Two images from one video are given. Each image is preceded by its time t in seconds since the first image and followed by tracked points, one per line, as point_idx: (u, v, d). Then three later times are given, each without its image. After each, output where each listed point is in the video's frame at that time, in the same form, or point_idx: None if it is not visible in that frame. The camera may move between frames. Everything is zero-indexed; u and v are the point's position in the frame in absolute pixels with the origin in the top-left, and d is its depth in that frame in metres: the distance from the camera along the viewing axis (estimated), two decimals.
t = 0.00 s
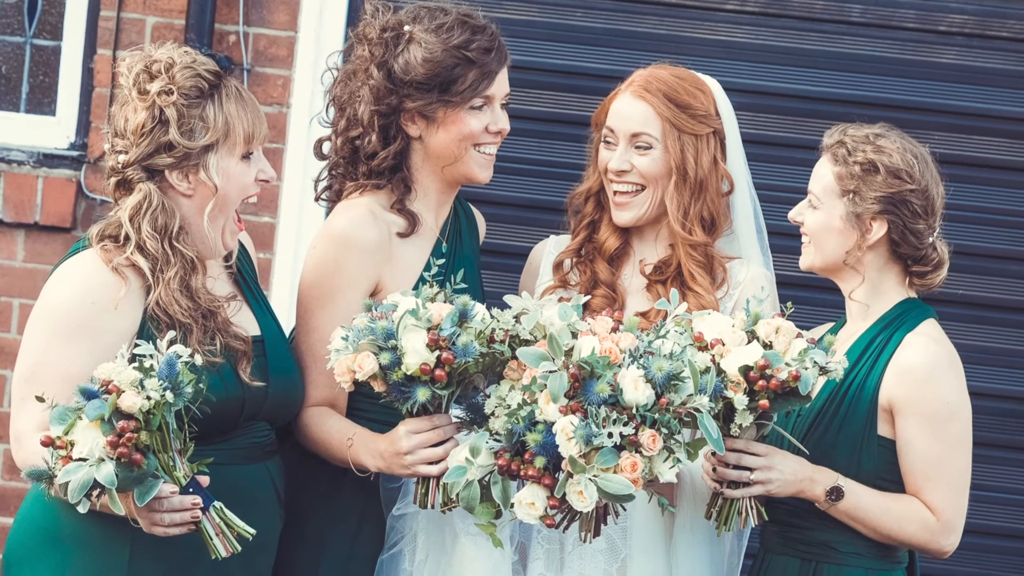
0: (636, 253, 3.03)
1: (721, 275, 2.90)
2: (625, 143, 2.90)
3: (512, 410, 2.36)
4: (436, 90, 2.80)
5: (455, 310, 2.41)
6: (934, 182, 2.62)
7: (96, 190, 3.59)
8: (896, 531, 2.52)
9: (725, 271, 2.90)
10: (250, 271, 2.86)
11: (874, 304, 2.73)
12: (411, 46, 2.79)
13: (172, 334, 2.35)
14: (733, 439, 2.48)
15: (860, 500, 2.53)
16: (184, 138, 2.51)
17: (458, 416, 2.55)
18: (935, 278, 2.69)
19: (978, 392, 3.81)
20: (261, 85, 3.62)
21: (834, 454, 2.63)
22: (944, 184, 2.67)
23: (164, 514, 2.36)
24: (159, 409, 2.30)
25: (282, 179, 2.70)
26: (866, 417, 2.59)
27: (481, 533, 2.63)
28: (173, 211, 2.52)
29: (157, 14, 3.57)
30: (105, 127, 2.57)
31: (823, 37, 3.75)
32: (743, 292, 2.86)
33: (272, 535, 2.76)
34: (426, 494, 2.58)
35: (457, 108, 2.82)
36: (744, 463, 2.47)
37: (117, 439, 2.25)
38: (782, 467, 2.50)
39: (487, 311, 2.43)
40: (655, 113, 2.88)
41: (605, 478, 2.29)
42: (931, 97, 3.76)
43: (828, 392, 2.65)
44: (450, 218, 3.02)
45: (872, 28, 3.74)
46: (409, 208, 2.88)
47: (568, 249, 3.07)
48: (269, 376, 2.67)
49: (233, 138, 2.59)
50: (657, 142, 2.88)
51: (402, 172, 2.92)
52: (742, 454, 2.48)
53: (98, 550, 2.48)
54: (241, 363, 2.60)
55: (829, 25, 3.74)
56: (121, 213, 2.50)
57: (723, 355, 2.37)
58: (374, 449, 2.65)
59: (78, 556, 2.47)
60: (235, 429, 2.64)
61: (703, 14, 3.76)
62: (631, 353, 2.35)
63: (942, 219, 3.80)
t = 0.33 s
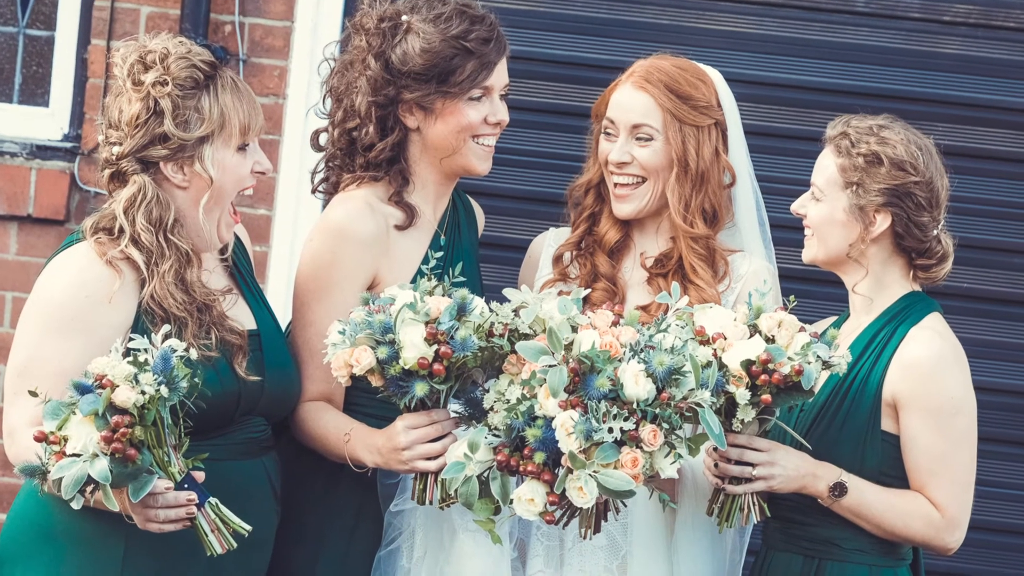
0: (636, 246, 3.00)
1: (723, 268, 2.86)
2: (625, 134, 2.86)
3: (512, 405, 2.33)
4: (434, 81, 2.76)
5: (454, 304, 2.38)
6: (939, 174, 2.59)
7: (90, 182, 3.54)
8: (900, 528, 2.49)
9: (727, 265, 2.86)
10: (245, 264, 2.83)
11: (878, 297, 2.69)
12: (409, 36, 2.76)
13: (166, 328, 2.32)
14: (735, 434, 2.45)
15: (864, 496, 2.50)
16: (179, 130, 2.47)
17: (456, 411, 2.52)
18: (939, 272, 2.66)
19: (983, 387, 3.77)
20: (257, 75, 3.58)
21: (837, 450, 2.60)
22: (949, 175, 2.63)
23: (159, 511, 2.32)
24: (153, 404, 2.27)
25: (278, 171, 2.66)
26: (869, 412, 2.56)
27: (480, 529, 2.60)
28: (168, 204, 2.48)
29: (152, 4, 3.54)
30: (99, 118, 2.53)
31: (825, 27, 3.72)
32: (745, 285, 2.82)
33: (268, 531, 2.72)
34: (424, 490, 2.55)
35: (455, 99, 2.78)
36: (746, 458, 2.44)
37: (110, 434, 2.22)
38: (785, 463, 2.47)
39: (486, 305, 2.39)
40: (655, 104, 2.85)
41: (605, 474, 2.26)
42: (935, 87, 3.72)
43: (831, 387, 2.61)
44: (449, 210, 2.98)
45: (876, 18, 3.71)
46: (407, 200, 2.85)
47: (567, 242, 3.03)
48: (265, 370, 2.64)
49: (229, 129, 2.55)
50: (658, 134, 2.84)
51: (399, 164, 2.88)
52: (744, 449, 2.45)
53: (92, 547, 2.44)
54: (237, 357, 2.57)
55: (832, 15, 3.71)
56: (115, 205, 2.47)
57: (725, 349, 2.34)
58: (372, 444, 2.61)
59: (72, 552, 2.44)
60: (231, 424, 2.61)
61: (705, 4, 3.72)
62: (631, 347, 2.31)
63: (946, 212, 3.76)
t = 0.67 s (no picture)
0: (637, 239, 2.96)
1: (725, 262, 2.83)
2: (626, 125, 2.82)
3: (511, 401, 2.30)
4: (432, 72, 2.72)
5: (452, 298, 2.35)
6: (943, 166, 2.56)
7: (84, 174, 3.50)
8: (904, 524, 2.46)
9: (729, 258, 2.83)
10: (241, 257, 2.78)
11: (881, 291, 2.66)
12: (406, 26, 2.72)
13: (162, 322, 2.28)
14: (737, 430, 2.42)
15: (867, 491, 2.47)
16: (174, 121, 2.44)
17: (454, 406, 2.49)
18: (943, 265, 2.63)
19: (986, 381, 3.73)
20: (254, 66, 3.53)
21: (841, 445, 2.57)
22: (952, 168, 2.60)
23: (154, 507, 2.29)
24: (148, 398, 2.24)
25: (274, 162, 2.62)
26: (873, 407, 2.53)
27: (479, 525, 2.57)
28: (163, 196, 2.45)
29: None
30: (93, 109, 2.50)
31: (828, 17, 3.68)
32: (747, 279, 2.79)
33: (264, 528, 2.69)
34: (422, 486, 2.52)
35: (454, 90, 2.74)
36: (748, 454, 2.41)
37: (105, 429, 2.19)
38: (787, 457, 2.44)
39: (485, 298, 2.36)
40: (656, 95, 2.81)
41: (605, 470, 2.23)
42: (939, 78, 3.68)
43: (835, 381, 2.58)
44: (447, 203, 2.94)
45: (879, 8, 3.68)
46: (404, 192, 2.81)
47: (567, 235, 2.99)
48: (260, 364, 2.60)
49: (225, 120, 2.51)
50: (659, 125, 2.81)
51: (397, 156, 2.84)
52: (746, 444, 2.42)
53: (86, 544, 2.41)
54: (232, 352, 2.54)
55: (835, 5, 3.68)
56: (109, 197, 2.43)
57: (727, 344, 2.30)
58: (368, 439, 2.58)
59: (66, 549, 2.41)
60: (226, 420, 2.57)
61: None
62: (632, 341, 2.28)
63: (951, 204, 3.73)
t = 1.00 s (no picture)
0: (638, 231, 2.91)
1: (727, 255, 2.79)
2: (626, 117, 2.79)
3: (511, 395, 2.26)
4: (430, 63, 2.68)
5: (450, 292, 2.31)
6: (947, 158, 2.53)
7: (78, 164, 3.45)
8: (909, 521, 2.48)
9: (730, 251, 2.79)
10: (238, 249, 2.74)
11: (886, 286, 2.62)
12: (404, 17, 2.65)
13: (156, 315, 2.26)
14: (739, 426, 2.38)
15: (870, 488, 2.48)
16: (169, 114, 2.41)
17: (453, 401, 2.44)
18: (948, 260, 2.57)
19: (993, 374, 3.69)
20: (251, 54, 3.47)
21: (845, 442, 2.54)
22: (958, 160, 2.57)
23: (148, 503, 2.28)
24: (144, 393, 2.21)
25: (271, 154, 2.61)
26: (877, 403, 2.52)
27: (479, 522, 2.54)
28: (158, 188, 2.42)
29: None
30: (87, 100, 2.46)
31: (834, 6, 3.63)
32: (749, 272, 2.74)
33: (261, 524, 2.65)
34: (419, 482, 2.50)
35: (452, 81, 2.70)
36: (750, 450, 2.39)
37: (99, 424, 2.16)
38: (790, 456, 2.44)
39: (484, 292, 2.33)
40: (657, 87, 2.77)
41: (604, 465, 2.21)
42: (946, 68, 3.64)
43: (836, 378, 2.55)
44: (446, 195, 2.89)
45: None
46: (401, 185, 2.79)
47: (567, 227, 2.95)
48: (257, 358, 2.57)
49: (220, 112, 2.50)
50: (660, 117, 2.76)
51: (395, 147, 2.81)
52: (748, 440, 2.40)
53: (79, 541, 2.39)
54: (228, 346, 2.51)
55: None
56: (103, 189, 2.39)
57: (728, 339, 2.27)
58: (365, 435, 2.56)
59: (58, 546, 2.38)
60: (218, 419, 2.52)
61: None
62: (632, 335, 2.26)
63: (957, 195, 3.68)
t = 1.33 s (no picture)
0: (636, 222, 2.64)
1: (729, 248, 2.61)
2: (626, 108, 2.61)
3: (509, 390, 2.44)
4: (427, 54, 2.56)
5: (448, 286, 2.53)
6: (949, 149, 2.62)
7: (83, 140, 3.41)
8: (915, 518, 2.61)
9: (733, 244, 2.61)
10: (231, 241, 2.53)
11: (889, 278, 2.60)
12: (404, 6, 2.52)
13: (152, 310, 2.46)
14: (741, 421, 2.53)
15: (876, 485, 2.59)
16: (164, 107, 2.43)
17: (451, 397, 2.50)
18: (953, 253, 2.64)
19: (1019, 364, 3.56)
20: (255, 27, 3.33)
21: (852, 437, 2.57)
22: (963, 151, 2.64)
23: (143, 499, 2.50)
24: (137, 387, 2.44)
25: (268, 147, 2.53)
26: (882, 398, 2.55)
27: (479, 518, 2.52)
28: (153, 180, 2.46)
29: None
30: (81, 90, 2.46)
31: None
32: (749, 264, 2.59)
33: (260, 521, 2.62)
34: (417, 478, 2.55)
35: (450, 72, 2.58)
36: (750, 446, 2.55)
37: (93, 419, 2.42)
38: (790, 450, 2.57)
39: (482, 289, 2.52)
40: (659, 77, 2.61)
41: (605, 462, 2.45)
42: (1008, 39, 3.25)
43: (840, 370, 2.53)
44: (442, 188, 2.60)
45: None
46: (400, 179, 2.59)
47: (567, 218, 2.63)
48: (252, 351, 2.54)
49: (215, 103, 2.49)
50: (661, 108, 2.59)
51: (394, 141, 2.59)
52: (747, 436, 2.55)
53: (75, 533, 2.51)
54: (224, 341, 2.51)
55: None
56: (97, 182, 2.45)
57: (729, 332, 2.54)
58: (365, 431, 2.57)
59: (56, 539, 2.51)
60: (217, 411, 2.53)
61: None
62: (635, 329, 2.54)
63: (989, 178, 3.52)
